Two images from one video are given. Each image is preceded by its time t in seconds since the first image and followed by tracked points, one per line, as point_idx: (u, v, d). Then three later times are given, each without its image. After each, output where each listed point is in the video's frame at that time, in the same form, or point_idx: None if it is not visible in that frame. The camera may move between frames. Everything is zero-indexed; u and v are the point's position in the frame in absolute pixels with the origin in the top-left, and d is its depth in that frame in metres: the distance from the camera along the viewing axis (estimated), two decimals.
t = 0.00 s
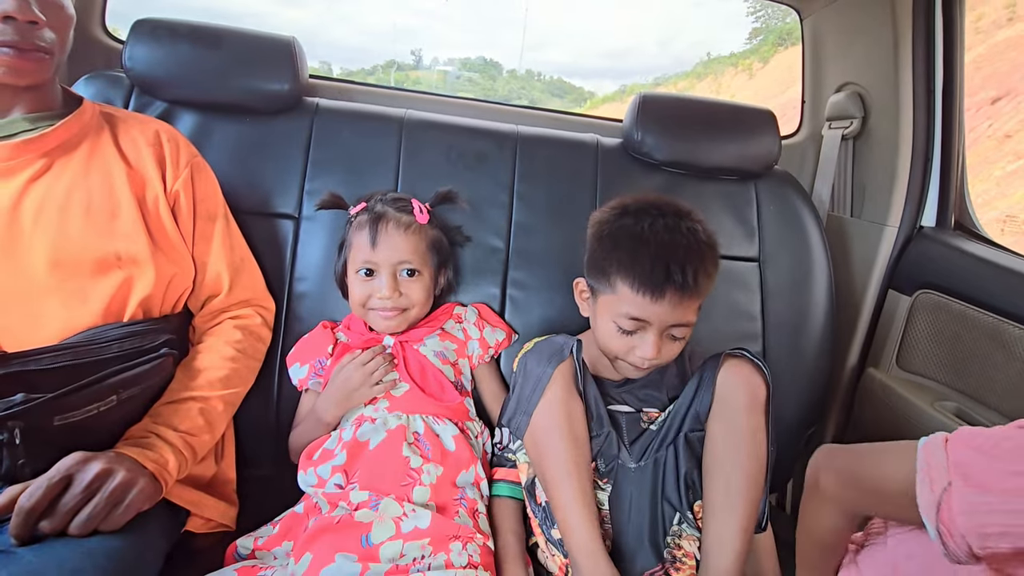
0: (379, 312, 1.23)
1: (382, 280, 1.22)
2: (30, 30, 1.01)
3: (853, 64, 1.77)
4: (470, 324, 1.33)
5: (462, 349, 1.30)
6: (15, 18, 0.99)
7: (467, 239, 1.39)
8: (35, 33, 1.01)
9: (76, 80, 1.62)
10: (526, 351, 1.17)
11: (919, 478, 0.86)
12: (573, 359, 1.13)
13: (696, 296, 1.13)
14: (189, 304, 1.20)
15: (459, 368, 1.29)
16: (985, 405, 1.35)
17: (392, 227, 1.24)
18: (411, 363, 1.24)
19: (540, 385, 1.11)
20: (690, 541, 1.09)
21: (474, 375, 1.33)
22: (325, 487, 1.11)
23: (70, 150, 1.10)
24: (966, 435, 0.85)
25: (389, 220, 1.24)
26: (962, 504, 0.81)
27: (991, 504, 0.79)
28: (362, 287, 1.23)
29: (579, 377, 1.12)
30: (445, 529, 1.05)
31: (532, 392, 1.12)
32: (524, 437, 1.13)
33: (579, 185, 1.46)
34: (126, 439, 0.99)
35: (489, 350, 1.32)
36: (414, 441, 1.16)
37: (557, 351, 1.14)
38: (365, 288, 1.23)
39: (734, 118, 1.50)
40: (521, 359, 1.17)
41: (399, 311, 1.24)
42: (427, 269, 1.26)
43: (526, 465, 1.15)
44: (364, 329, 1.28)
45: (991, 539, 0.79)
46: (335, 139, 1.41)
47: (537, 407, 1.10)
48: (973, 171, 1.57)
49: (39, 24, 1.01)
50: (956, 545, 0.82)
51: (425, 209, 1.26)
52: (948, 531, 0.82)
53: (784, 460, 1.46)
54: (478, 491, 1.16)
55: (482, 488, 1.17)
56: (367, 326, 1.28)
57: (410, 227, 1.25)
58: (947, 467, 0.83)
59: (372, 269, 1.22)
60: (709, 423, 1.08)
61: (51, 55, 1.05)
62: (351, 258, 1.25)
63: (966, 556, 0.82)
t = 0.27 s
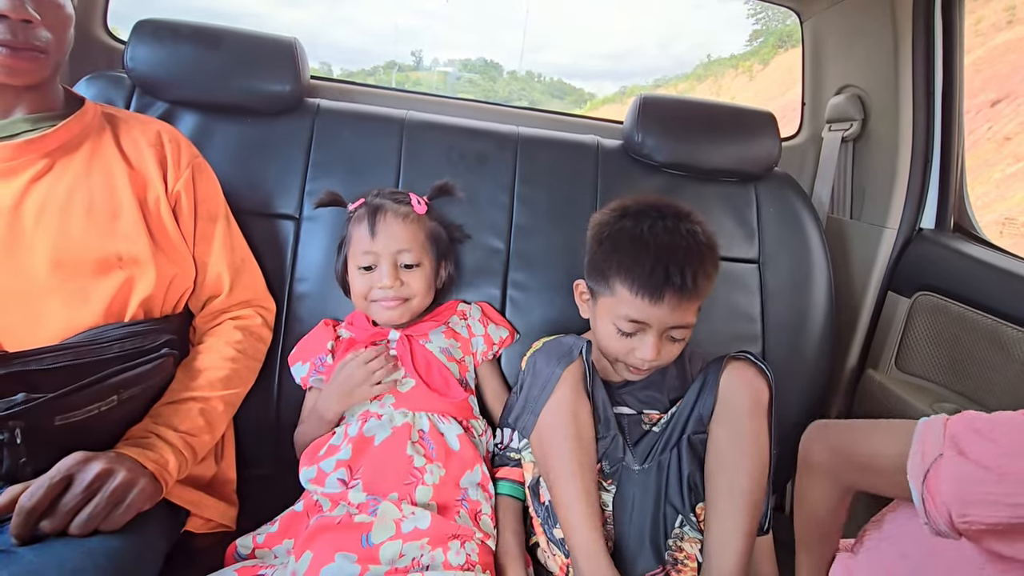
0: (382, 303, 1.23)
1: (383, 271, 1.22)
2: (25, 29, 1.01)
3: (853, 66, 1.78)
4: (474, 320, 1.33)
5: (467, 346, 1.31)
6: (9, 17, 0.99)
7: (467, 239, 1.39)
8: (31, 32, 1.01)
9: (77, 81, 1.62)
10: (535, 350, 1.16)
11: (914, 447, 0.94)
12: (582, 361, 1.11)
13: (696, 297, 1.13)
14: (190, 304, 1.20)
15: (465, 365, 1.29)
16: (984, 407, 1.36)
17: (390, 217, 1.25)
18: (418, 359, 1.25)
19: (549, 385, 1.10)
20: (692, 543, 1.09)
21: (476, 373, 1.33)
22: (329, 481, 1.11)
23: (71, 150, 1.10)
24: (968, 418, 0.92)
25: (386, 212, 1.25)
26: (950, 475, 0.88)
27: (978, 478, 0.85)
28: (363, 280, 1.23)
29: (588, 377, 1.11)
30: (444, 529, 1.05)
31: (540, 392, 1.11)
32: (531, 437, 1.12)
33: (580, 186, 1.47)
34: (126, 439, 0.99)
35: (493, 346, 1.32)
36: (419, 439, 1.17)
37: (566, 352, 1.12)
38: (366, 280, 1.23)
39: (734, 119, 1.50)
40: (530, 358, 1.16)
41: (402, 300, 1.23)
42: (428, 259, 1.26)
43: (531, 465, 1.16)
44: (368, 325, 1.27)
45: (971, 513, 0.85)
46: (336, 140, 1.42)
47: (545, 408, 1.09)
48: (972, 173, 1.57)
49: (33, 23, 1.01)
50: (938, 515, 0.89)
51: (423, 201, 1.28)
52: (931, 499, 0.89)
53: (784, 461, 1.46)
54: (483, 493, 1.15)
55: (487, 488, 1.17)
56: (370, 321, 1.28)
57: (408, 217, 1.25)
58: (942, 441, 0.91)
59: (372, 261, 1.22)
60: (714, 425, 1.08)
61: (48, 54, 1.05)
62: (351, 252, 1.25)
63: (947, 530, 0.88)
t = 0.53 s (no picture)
0: (379, 305, 1.23)
1: (381, 273, 1.22)
2: (24, 29, 1.01)
3: (853, 69, 1.78)
4: (472, 325, 1.33)
5: (464, 351, 1.31)
6: (9, 18, 0.99)
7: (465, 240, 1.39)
8: (30, 33, 1.01)
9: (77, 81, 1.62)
10: (550, 353, 1.15)
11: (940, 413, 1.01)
12: (597, 366, 1.10)
13: (691, 302, 1.13)
14: (189, 305, 1.20)
15: (462, 370, 1.29)
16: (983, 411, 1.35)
17: (389, 219, 1.25)
18: (416, 364, 1.25)
19: (563, 392, 1.09)
20: (693, 546, 1.11)
21: (474, 377, 1.34)
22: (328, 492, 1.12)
23: (71, 150, 1.10)
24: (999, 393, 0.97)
25: (385, 214, 1.25)
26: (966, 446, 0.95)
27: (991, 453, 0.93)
28: (360, 282, 1.23)
29: (601, 382, 1.10)
30: (433, 538, 1.04)
31: (554, 399, 1.09)
32: (542, 443, 1.11)
33: (579, 188, 1.47)
34: (124, 439, 0.99)
35: (491, 351, 1.32)
36: (414, 446, 1.16)
37: (582, 357, 1.11)
38: (364, 282, 1.23)
39: (733, 121, 1.50)
40: (544, 361, 1.15)
41: (399, 302, 1.23)
42: (426, 261, 1.25)
43: (539, 468, 1.15)
44: (365, 329, 1.27)
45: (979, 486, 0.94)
46: (336, 141, 1.42)
47: (558, 414, 1.08)
48: (972, 176, 1.56)
49: (33, 23, 1.01)
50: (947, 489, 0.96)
51: (422, 204, 1.27)
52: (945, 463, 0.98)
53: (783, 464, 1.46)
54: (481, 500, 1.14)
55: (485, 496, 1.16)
56: (367, 325, 1.28)
57: (407, 220, 1.26)
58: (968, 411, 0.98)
59: (371, 262, 1.22)
60: (714, 426, 1.08)
61: (47, 55, 1.05)
62: (349, 254, 1.25)
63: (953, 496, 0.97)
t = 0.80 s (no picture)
0: (371, 315, 1.22)
1: (372, 282, 1.21)
2: (36, 36, 1.00)
3: (851, 71, 1.78)
4: (467, 331, 1.32)
5: (458, 358, 1.30)
6: (21, 25, 0.98)
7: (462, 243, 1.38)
8: (39, 39, 1.01)
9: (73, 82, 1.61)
10: (557, 353, 1.15)
11: (970, 390, 0.86)
12: (605, 370, 1.09)
13: (690, 305, 1.12)
14: (184, 307, 1.19)
15: (455, 376, 1.29)
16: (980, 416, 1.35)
17: (380, 229, 1.24)
18: (408, 370, 1.24)
19: (569, 394, 1.08)
20: (695, 551, 1.09)
21: (469, 383, 1.33)
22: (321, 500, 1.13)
23: (65, 152, 1.09)
24: None
25: (376, 223, 1.25)
26: (999, 429, 0.82)
27: None
28: (353, 290, 1.22)
29: (607, 387, 1.10)
30: (422, 545, 1.04)
31: (560, 401, 1.09)
32: (546, 445, 1.10)
33: (577, 190, 1.46)
34: (117, 444, 0.99)
35: (486, 358, 1.31)
36: (404, 451, 1.15)
37: (589, 359, 1.10)
38: (356, 290, 1.22)
39: (731, 124, 1.50)
40: (551, 361, 1.14)
41: (391, 313, 1.22)
42: (418, 269, 1.25)
43: (542, 470, 1.13)
44: (358, 335, 1.27)
45: (1005, 472, 0.83)
46: (333, 143, 1.41)
47: (563, 416, 1.08)
48: (969, 177, 1.56)
49: (44, 30, 1.01)
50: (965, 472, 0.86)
51: (416, 212, 1.27)
52: (969, 442, 0.85)
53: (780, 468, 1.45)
54: (466, 504, 1.13)
55: (475, 500, 1.15)
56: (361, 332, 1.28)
57: (400, 228, 1.25)
58: (1005, 391, 0.83)
59: (362, 272, 1.22)
60: (720, 432, 1.09)
61: (52, 59, 1.05)
62: (342, 261, 1.24)
63: (968, 480, 0.86)
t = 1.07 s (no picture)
0: (373, 317, 1.22)
1: (374, 284, 1.21)
2: (46, 41, 1.00)
3: (851, 74, 1.78)
4: (468, 333, 1.32)
5: (459, 359, 1.30)
6: (32, 30, 0.98)
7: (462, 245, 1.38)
8: (48, 43, 1.01)
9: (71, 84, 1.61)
10: (560, 354, 1.14)
11: (980, 421, 0.87)
12: (606, 371, 1.09)
13: (695, 307, 1.12)
14: (184, 309, 1.19)
15: (456, 378, 1.29)
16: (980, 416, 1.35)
17: (382, 230, 1.24)
18: (410, 371, 1.24)
19: (571, 391, 1.08)
20: (699, 553, 1.09)
21: (470, 385, 1.33)
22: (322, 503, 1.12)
23: (65, 155, 1.09)
24: None
25: (378, 225, 1.24)
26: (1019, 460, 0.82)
27: None
28: (354, 292, 1.22)
29: (608, 391, 1.09)
30: (425, 545, 1.04)
31: (560, 399, 1.09)
32: (547, 443, 1.10)
33: (577, 193, 1.46)
34: (117, 447, 0.98)
35: (486, 360, 1.31)
36: (404, 453, 1.15)
37: (591, 361, 1.10)
38: (358, 293, 1.22)
39: (731, 126, 1.50)
40: (553, 361, 1.15)
41: (393, 315, 1.22)
42: (420, 272, 1.25)
43: (543, 470, 1.14)
44: (361, 335, 1.27)
45: None
46: (333, 145, 1.41)
47: (563, 414, 1.08)
48: (968, 179, 1.56)
49: (54, 35, 1.01)
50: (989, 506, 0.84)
51: (416, 214, 1.27)
52: (991, 479, 0.83)
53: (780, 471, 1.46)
54: (468, 504, 1.13)
55: (476, 501, 1.14)
56: (363, 332, 1.27)
57: (400, 230, 1.25)
58: (1016, 420, 0.84)
59: (364, 274, 1.21)
60: (723, 434, 1.09)
61: (61, 63, 1.05)
62: (343, 263, 1.24)
63: (995, 518, 0.84)
